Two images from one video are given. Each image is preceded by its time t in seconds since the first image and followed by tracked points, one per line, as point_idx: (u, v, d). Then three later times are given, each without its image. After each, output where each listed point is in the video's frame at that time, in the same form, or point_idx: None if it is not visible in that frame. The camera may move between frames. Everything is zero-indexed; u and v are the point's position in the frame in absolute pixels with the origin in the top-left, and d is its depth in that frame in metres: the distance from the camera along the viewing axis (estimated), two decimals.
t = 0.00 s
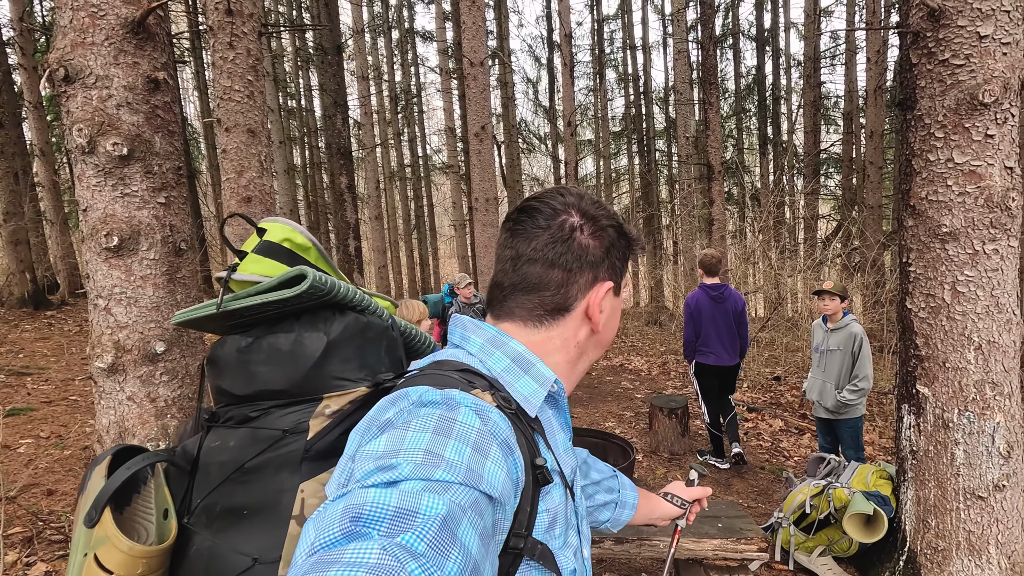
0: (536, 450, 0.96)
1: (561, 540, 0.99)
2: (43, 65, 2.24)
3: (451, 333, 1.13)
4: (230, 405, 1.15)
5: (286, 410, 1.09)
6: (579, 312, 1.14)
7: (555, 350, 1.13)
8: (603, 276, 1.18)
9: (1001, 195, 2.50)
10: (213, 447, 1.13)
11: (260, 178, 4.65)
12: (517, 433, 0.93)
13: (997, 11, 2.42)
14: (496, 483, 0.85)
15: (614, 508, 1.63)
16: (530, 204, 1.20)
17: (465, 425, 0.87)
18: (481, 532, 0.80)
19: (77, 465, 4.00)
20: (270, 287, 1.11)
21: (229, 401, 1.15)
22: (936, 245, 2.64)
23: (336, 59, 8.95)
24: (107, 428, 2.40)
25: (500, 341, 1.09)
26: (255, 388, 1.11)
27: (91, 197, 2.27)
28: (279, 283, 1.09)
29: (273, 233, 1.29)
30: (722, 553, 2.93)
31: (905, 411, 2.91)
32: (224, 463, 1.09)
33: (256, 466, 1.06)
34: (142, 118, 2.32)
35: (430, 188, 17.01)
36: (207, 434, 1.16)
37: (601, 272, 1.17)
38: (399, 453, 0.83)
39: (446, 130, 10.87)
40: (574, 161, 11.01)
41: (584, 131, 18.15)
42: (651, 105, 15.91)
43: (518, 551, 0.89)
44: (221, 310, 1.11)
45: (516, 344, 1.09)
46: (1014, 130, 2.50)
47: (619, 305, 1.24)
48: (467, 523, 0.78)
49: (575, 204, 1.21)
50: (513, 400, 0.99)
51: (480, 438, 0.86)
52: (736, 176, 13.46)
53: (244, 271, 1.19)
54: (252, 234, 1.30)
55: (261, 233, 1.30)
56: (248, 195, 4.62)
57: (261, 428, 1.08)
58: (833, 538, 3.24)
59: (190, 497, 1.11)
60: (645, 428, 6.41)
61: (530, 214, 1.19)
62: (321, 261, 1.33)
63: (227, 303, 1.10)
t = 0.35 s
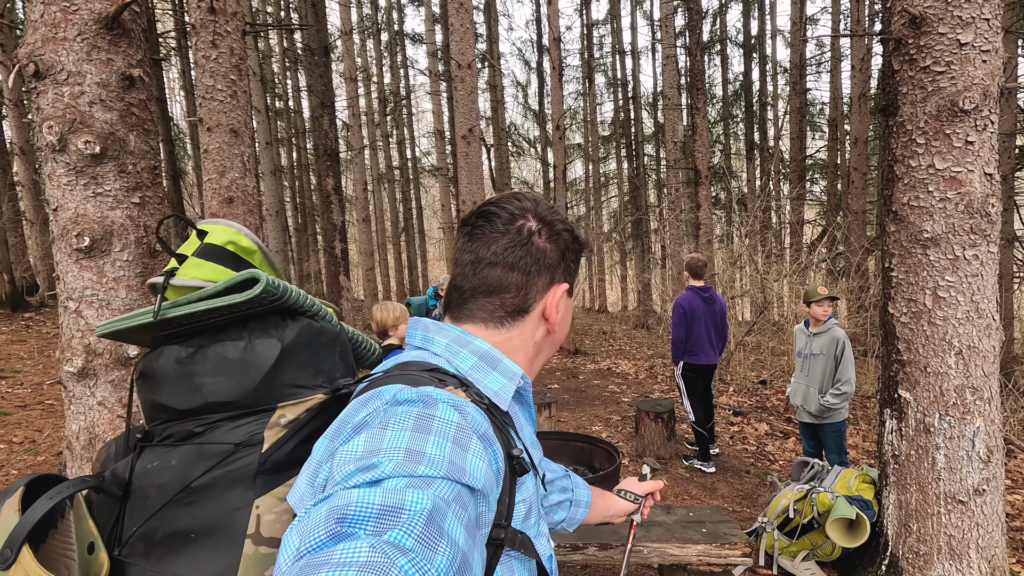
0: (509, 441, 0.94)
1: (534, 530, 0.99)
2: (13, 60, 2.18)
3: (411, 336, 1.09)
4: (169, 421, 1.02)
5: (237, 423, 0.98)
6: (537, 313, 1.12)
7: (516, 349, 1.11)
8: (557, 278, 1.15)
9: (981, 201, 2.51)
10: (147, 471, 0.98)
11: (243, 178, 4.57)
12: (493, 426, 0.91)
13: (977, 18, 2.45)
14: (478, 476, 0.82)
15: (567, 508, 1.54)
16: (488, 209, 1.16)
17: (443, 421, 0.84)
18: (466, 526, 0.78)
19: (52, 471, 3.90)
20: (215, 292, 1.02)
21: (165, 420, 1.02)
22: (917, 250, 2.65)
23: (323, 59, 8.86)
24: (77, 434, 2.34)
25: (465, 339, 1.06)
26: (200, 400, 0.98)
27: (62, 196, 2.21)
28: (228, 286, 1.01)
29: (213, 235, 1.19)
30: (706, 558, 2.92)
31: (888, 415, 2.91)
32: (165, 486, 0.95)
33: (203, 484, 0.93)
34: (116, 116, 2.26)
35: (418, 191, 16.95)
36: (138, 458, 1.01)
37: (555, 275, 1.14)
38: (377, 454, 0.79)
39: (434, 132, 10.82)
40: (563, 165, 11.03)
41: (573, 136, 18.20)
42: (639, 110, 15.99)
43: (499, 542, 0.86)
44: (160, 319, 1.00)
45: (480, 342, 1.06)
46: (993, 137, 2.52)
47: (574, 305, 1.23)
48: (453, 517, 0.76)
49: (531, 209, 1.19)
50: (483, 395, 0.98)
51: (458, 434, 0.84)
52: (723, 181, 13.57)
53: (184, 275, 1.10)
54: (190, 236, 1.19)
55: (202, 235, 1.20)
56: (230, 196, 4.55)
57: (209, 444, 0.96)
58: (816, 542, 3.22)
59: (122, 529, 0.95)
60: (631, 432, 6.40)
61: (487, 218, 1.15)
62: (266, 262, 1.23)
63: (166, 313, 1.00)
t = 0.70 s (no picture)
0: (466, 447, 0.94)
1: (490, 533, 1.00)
2: None
3: (367, 342, 1.07)
4: (108, 433, 0.97)
5: (181, 434, 0.94)
6: (496, 319, 1.09)
7: (475, 356, 1.09)
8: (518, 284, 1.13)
9: (967, 205, 2.51)
10: (83, 487, 0.93)
11: (229, 179, 4.52)
12: (450, 432, 0.91)
13: (962, 21, 2.44)
14: (434, 481, 0.82)
15: (522, 504, 1.52)
16: (446, 213, 1.15)
17: (399, 427, 0.83)
18: (421, 532, 0.78)
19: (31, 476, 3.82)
20: (160, 298, 0.98)
21: (103, 432, 0.97)
22: (903, 254, 2.65)
23: (313, 60, 8.77)
24: (51, 438, 2.28)
25: (423, 345, 1.04)
26: (142, 411, 0.94)
27: (35, 196, 2.16)
28: (173, 291, 0.97)
29: (158, 239, 1.15)
30: (692, 563, 2.89)
31: (875, 419, 2.90)
32: (103, 502, 0.90)
33: (144, 499, 0.89)
34: (91, 114, 2.21)
35: (411, 192, 16.88)
36: (75, 473, 0.96)
37: (516, 280, 1.12)
38: (330, 461, 0.78)
39: (427, 133, 10.75)
40: (556, 167, 11.01)
41: (566, 138, 18.20)
42: (632, 112, 16.00)
43: (455, 549, 0.87)
44: (99, 325, 0.96)
45: (437, 347, 1.04)
46: (979, 141, 2.52)
47: (535, 309, 1.20)
48: (408, 524, 0.75)
49: (490, 214, 1.16)
50: (442, 402, 0.97)
51: (415, 439, 0.83)
52: (715, 184, 13.59)
53: (126, 281, 1.06)
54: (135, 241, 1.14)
55: (147, 239, 1.15)
56: (215, 197, 4.49)
57: (151, 457, 0.92)
58: (804, 546, 3.22)
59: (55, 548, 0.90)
60: (621, 435, 6.38)
61: (445, 223, 1.13)
62: (215, 269, 1.18)
63: (106, 319, 0.95)
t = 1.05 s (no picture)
0: (443, 444, 0.96)
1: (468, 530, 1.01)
2: None
3: (343, 339, 1.08)
4: (74, 432, 0.94)
5: (150, 432, 0.92)
6: (472, 313, 1.12)
7: (451, 351, 1.11)
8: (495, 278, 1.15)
9: (956, 205, 2.52)
10: (46, 487, 0.90)
11: (219, 179, 4.47)
12: (426, 428, 0.93)
13: (951, 22, 2.46)
14: (409, 476, 0.84)
15: (508, 508, 1.52)
16: (423, 209, 1.17)
17: (373, 423, 0.85)
18: (397, 528, 0.80)
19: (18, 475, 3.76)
20: (129, 293, 0.96)
21: (69, 430, 0.95)
22: (894, 253, 2.65)
23: (306, 60, 8.71)
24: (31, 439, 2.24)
25: (400, 340, 1.06)
26: (109, 408, 0.92)
27: (18, 193, 2.13)
28: (143, 287, 0.95)
29: (127, 234, 1.13)
30: (685, 564, 2.87)
31: (865, 419, 2.90)
32: (67, 502, 0.88)
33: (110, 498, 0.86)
34: (75, 112, 2.19)
35: (405, 194, 16.84)
36: (39, 472, 0.93)
37: (492, 274, 1.14)
38: (303, 457, 0.79)
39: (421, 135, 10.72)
40: (550, 168, 11.01)
41: (560, 140, 18.22)
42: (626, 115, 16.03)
43: (431, 545, 0.89)
44: (64, 320, 0.93)
45: (413, 343, 1.07)
46: (967, 141, 2.53)
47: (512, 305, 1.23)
48: (383, 520, 0.77)
49: (466, 211, 1.20)
50: (417, 397, 0.99)
51: (389, 436, 0.85)
52: (709, 186, 13.62)
53: (93, 276, 1.03)
54: (103, 235, 1.12)
55: (115, 233, 1.13)
56: (205, 196, 4.46)
57: (116, 456, 0.89)
58: (796, 546, 3.22)
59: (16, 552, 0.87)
60: (614, 436, 6.37)
61: (423, 218, 1.16)
62: (189, 264, 1.19)
63: (73, 315, 0.93)
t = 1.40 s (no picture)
0: (430, 453, 0.95)
1: (455, 541, 1.00)
2: None
3: (328, 347, 1.07)
4: (52, 444, 0.92)
5: (132, 443, 0.90)
6: (461, 322, 1.12)
7: (441, 358, 1.10)
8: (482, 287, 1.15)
9: (951, 207, 2.51)
10: (24, 500, 0.88)
11: (213, 182, 4.44)
12: (413, 437, 0.92)
13: (946, 25, 2.45)
14: (393, 487, 0.83)
15: (504, 516, 1.50)
16: (415, 215, 1.16)
17: (358, 433, 0.84)
18: (380, 539, 0.79)
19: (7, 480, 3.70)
20: (110, 302, 0.94)
21: (47, 441, 0.93)
22: (889, 256, 2.65)
23: (302, 62, 8.65)
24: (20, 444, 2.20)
25: (387, 348, 1.05)
26: (89, 419, 0.90)
27: (7, 196, 2.10)
28: (124, 295, 0.94)
29: (110, 241, 1.12)
30: (681, 568, 2.86)
31: (862, 421, 2.90)
32: (46, 515, 0.86)
33: (90, 512, 0.85)
34: (65, 114, 2.16)
35: (401, 195, 16.80)
36: (18, 484, 0.91)
37: (480, 283, 1.15)
38: (286, 468, 0.78)
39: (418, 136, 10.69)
40: (547, 170, 11.01)
41: (557, 142, 18.22)
42: (623, 117, 16.03)
43: (416, 556, 0.88)
44: (44, 328, 0.91)
45: (402, 351, 1.05)
46: (963, 143, 2.53)
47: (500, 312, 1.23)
48: (367, 532, 0.76)
49: (458, 218, 1.19)
50: (405, 406, 0.98)
51: (374, 446, 0.84)
52: (705, 187, 13.63)
53: (74, 283, 1.02)
54: (85, 244, 1.11)
55: (98, 241, 1.12)
56: (199, 199, 4.42)
57: (96, 469, 0.88)
58: (793, 549, 3.18)
59: None
60: (611, 438, 6.35)
61: (414, 225, 1.15)
62: (172, 272, 1.18)
63: (52, 323, 0.91)
